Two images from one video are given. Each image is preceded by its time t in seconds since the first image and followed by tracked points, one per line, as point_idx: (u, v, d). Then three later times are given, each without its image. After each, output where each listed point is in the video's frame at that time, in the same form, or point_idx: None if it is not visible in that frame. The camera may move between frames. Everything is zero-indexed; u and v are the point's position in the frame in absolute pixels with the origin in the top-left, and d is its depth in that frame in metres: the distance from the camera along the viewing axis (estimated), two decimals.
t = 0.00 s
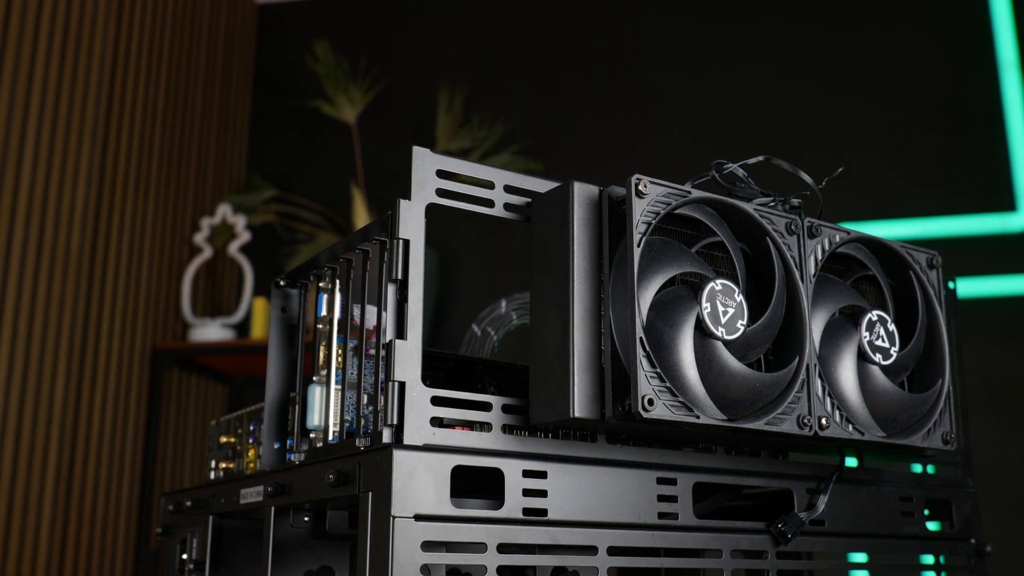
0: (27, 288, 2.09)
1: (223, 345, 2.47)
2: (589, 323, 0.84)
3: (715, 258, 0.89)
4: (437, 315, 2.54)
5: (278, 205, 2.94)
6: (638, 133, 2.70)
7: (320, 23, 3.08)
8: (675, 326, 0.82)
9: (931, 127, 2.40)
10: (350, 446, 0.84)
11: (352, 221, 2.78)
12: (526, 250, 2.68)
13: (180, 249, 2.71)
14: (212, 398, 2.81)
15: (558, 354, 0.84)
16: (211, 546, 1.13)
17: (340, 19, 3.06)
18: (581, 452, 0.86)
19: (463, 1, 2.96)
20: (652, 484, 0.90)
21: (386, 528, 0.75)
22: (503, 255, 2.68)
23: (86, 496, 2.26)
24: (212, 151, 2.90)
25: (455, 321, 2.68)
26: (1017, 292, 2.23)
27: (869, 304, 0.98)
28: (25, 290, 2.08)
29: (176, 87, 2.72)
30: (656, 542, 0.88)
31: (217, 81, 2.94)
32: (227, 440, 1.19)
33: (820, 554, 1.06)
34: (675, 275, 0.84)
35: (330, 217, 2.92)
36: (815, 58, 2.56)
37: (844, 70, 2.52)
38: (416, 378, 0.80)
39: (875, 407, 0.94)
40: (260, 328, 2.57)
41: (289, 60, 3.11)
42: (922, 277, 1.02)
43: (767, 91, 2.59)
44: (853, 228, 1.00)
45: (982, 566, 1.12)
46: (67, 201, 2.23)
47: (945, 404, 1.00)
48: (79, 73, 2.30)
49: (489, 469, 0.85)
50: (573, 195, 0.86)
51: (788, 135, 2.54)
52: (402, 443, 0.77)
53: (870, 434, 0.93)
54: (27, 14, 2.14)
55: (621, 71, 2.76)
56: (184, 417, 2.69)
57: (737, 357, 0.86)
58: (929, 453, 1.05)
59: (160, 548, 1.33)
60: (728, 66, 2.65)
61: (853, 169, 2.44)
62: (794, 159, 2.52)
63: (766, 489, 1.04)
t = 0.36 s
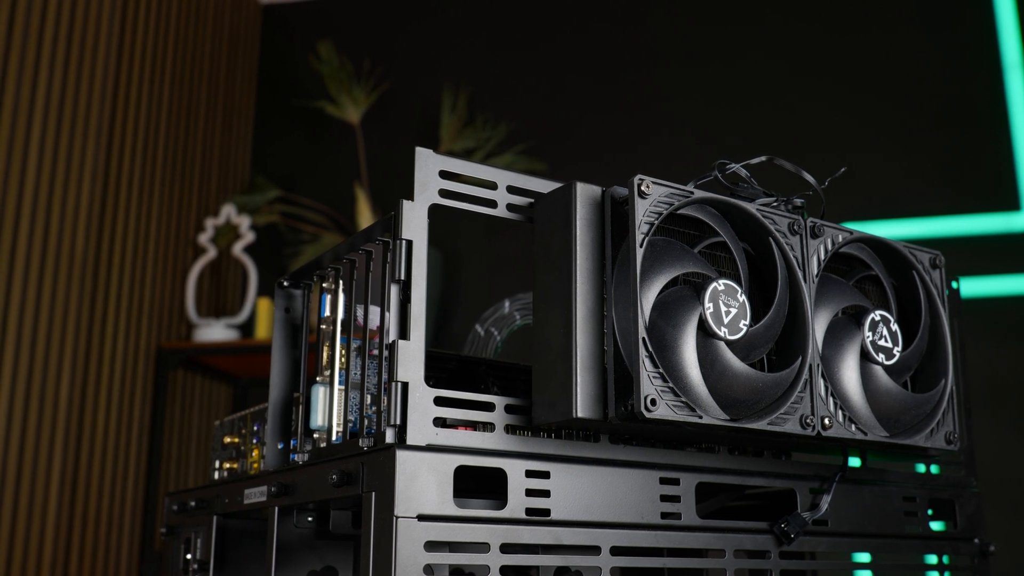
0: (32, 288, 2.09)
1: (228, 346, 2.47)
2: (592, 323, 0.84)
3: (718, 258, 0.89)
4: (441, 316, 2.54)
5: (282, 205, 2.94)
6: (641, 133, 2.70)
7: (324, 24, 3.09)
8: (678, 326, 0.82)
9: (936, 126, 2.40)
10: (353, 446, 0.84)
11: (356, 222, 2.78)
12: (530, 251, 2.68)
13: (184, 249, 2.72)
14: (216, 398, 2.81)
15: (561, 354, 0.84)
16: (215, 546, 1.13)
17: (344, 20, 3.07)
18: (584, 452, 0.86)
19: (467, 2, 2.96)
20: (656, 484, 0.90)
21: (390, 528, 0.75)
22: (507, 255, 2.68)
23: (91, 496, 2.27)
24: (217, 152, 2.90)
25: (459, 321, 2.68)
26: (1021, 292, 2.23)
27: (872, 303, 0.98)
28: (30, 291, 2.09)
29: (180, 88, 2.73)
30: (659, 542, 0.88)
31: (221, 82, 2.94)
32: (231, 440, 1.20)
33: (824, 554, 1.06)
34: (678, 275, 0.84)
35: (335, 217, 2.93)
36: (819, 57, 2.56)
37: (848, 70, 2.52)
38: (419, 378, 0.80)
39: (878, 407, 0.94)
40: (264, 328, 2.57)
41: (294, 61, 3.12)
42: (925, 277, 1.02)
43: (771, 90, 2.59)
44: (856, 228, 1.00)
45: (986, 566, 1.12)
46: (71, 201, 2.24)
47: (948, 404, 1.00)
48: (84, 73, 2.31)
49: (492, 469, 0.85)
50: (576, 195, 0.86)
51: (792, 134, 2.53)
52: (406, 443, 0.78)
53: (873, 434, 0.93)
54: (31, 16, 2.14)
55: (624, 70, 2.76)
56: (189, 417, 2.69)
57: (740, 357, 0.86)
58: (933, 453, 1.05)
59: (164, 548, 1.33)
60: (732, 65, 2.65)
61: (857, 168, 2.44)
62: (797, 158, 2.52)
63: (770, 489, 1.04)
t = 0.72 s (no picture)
0: (37, 288, 2.10)
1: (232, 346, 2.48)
2: (594, 323, 0.84)
3: (720, 258, 0.89)
4: (444, 316, 2.54)
5: (285, 206, 2.95)
6: (645, 133, 2.69)
7: (328, 25, 3.09)
8: (680, 326, 0.82)
9: (939, 125, 2.40)
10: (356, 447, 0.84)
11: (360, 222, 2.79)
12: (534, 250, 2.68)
13: (189, 250, 2.72)
14: (221, 398, 2.82)
15: (564, 354, 0.84)
16: (219, 546, 1.13)
17: (348, 20, 3.07)
18: (587, 452, 0.87)
19: (470, 2, 2.96)
20: (658, 485, 0.90)
21: (392, 528, 0.75)
22: (510, 255, 2.68)
23: (96, 495, 2.27)
24: (221, 152, 2.91)
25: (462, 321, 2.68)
26: None
27: (875, 303, 0.98)
28: (35, 292, 2.10)
29: (184, 89, 2.73)
30: (662, 542, 0.88)
31: (225, 82, 2.95)
32: (235, 440, 1.20)
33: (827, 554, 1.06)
34: (680, 276, 0.85)
35: (339, 218, 2.93)
36: (822, 57, 2.56)
37: (852, 69, 2.52)
38: (422, 379, 0.81)
39: (881, 407, 0.94)
40: (268, 328, 2.58)
41: (297, 62, 3.12)
42: (928, 277, 1.01)
43: (774, 90, 2.59)
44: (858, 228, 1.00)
45: (990, 566, 1.12)
46: (76, 202, 2.24)
47: (951, 404, 1.00)
48: (88, 74, 2.31)
49: (494, 469, 0.85)
50: (578, 196, 0.86)
51: (795, 134, 2.53)
52: (408, 443, 0.78)
53: (876, 434, 0.93)
54: (36, 16, 2.15)
55: (627, 70, 2.76)
56: (193, 417, 2.70)
57: (743, 357, 0.86)
58: (936, 453, 1.05)
59: (168, 548, 1.34)
60: (735, 65, 2.64)
61: (860, 168, 2.44)
62: (800, 158, 2.52)
63: (772, 489, 1.04)
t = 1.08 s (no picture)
0: (41, 288, 2.11)
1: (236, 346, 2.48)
2: (597, 323, 0.84)
3: (722, 258, 0.90)
4: (448, 316, 2.54)
5: (289, 206, 2.95)
6: (648, 133, 2.70)
7: (331, 25, 3.10)
8: (682, 326, 0.82)
9: (943, 125, 2.39)
10: (360, 447, 0.85)
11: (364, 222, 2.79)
12: (537, 250, 2.68)
13: (193, 250, 2.73)
14: (225, 398, 2.83)
15: (566, 354, 0.84)
16: (223, 546, 1.14)
17: (351, 21, 3.07)
18: (589, 452, 0.87)
19: (473, 2, 2.97)
20: (661, 485, 0.90)
21: (395, 528, 0.76)
22: (514, 255, 2.69)
23: (100, 496, 2.28)
24: (224, 153, 2.91)
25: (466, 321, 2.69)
26: None
27: (877, 304, 0.98)
28: (39, 294, 2.11)
29: (188, 90, 2.74)
30: (665, 542, 0.89)
31: (229, 83, 2.96)
32: (238, 440, 1.20)
33: (830, 554, 1.06)
34: (682, 276, 0.85)
35: (342, 218, 2.93)
36: (825, 56, 2.56)
37: (855, 69, 2.52)
38: (425, 379, 0.81)
39: (883, 407, 0.94)
40: (273, 329, 2.59)
41: (301, 62, 3.13)
42: (931, 277, 1.01)
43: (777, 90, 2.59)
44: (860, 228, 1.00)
45: (993, 566, 1.12)
46: (80, 202, 2.25)
47: (954, 403, 1.00)
48: (92, 75, 2.32)
49: (497, 469, 0.86)
50: (580, 197, 0.87)
51: (798, 134, 2.53)
52: (411, 443, 0.78)
53: (879, 434, 0.93)
54: (40, 18, 2.16)
55: (631, 70, 2.76)
56: (197, 417, 2.71)
57: (746, 357, 0.86)
58: (939, 453, 1.05)
59: (172, 548, 1.34)
60: (738, 65, 2.64)
61: (864, 167, 2.44)
62: (803, 158, 2.51)
63: (775, 489, 1.04)
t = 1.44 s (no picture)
0: (45, 289, 2.12)
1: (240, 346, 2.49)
2: (599, 323, 0.84)
3: (725, 259, 0.90)
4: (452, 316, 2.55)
5: (293, 206, 2.96)
6: (651, 132, 2.69)
7: (335, 26, 3.10)
8: (684, 326, 0.82)
9: (947, 124, 2.39)
10: (363, 447, 0.85)
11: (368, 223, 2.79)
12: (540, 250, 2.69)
13: (197, 250, 2.73)
14: (230, 398, 2.83)
15: (569, 354, 0.84)
16: (226, 546, 1.14)
17: (355, 21, 3.08)
18: (592, 452, 0.87)
19: (477, 2, 2.97)
20: (664, 485, 0.90)
21: (398, 528, 0.76)
22: (517, 255, 2.69)
23: (105, 496, 2.29)
24: (228, 154, 2.92)
25: (469, 321, 2.69)
26: None
27: (880, 303, 0.98)
28: (44, 294, 2.11)
29: (192, 91, 2.74)
30: (667, 542, 0.89)
31: (233, 84, 2.96)
32: (242, 441, 1.21)
33: (833, 554, 1.06)
34: (684, 276, 0.85)
35: (346, 219, 2.94)
36: (829, 56, 2.55)
37: (859, 68, 2.51)
38: (427, 379, 0.81)
39: (886, 407, 0.94)
40: (277, 329, 2.59)
41: (305, 63, 3.13)
42: (933, 277, 1.01)
43: (781, 89, 2.58)
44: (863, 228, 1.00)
45: (996, 566, 1.12)
46: (85, 203, 2.26)
47: (957, 403, 1.00)
48: (96, 75, 2.33)
49: (500, 469, 0.86)
50: (582, 197, 0.87)
51: (801, 134, 2.53)
52: (414, 444, 0.78)
53: (881, 434, 0.93)
54: (44, 18, 2.16)
55: (634, 70, 2.76)
56: (202, 418, 2.71)
57: (748, 357, 0.86)
58: (942, 453, 1.05)
59: (176, 548, 1.34)
60: (742, 64, 2.64)
61: (868, 167, 2.43)
62: (806, 157, 2.51)
63: (778, 489, 1.04)
